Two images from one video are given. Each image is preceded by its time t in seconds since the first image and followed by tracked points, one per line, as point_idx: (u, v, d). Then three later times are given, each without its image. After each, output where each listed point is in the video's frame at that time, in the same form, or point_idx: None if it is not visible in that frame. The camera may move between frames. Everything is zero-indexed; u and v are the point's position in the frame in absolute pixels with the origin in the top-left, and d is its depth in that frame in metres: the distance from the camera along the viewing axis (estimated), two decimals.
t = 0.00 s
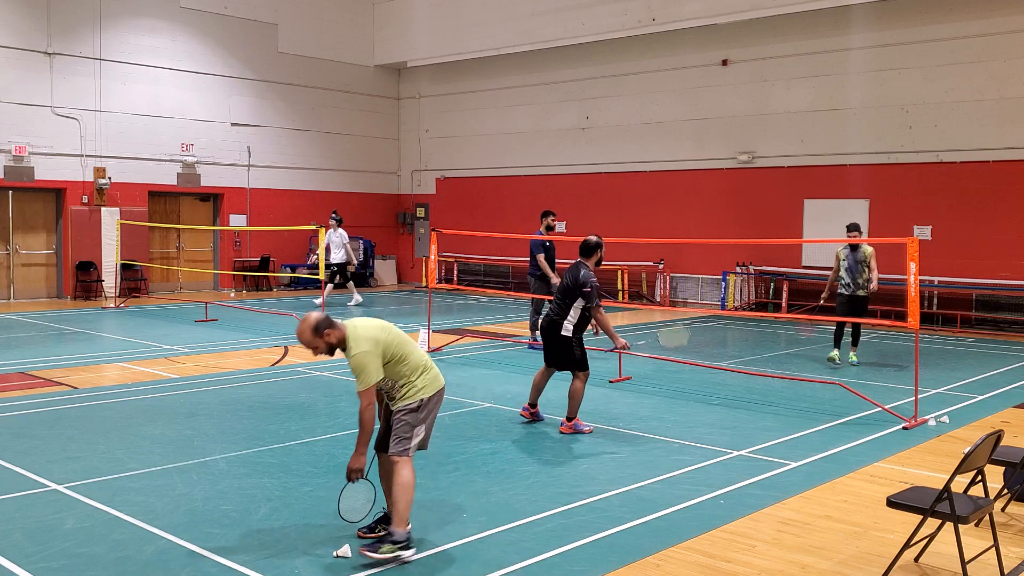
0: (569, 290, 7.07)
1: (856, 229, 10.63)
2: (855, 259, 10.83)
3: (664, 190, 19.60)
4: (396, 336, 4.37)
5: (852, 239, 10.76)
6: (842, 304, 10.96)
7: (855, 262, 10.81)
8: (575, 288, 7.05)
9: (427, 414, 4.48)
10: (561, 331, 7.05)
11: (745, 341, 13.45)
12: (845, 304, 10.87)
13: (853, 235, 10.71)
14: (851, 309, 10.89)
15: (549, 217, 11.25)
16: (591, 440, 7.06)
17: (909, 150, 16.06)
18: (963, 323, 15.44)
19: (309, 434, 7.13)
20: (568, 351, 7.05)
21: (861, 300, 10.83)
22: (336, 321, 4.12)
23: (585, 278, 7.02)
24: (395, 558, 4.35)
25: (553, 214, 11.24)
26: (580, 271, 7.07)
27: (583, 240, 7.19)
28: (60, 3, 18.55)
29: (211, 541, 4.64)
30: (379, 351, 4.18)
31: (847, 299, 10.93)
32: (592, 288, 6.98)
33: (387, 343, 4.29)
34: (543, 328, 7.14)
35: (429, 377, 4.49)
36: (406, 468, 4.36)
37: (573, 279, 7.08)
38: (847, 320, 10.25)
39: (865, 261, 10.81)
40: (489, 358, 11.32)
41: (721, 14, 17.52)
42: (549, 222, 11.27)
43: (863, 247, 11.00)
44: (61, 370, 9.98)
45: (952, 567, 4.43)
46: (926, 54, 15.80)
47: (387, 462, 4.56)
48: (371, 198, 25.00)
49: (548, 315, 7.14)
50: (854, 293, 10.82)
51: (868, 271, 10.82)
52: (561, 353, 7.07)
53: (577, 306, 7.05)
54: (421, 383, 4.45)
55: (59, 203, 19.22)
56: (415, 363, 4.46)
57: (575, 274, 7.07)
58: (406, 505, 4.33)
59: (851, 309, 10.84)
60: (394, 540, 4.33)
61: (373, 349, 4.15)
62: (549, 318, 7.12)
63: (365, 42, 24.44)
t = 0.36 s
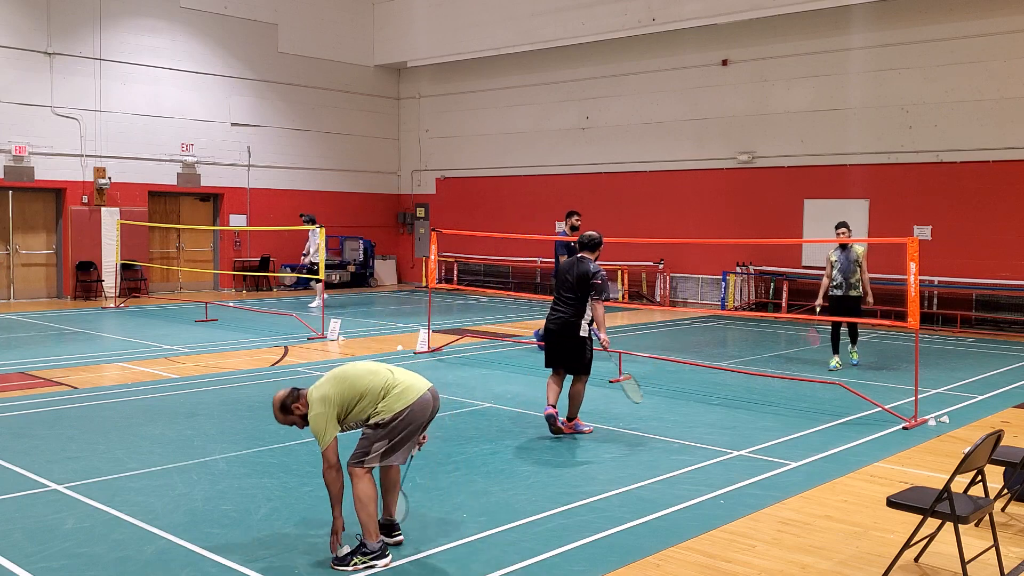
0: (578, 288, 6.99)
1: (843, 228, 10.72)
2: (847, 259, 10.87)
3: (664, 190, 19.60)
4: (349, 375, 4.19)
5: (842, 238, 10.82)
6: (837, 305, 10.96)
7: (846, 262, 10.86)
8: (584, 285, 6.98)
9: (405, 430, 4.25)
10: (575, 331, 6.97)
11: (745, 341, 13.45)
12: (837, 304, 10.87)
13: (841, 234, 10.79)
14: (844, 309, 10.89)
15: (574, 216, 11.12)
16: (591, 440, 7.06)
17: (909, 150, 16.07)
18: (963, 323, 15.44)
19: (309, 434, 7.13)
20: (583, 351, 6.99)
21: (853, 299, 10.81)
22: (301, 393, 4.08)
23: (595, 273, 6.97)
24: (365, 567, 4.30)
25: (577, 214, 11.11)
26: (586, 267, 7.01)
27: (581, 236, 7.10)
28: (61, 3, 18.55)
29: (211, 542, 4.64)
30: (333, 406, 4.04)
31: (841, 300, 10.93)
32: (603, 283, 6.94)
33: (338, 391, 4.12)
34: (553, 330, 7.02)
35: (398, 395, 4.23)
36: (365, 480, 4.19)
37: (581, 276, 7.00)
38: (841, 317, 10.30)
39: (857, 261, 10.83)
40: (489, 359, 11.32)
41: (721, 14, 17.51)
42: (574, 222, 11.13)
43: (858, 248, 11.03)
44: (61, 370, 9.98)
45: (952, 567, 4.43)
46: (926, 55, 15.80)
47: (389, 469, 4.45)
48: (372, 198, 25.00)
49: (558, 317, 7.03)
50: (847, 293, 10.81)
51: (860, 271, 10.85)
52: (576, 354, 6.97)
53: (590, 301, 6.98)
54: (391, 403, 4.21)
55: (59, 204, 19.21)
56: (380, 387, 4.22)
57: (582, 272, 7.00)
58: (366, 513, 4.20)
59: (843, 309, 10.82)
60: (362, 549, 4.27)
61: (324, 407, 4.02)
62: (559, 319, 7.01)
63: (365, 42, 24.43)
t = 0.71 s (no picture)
0: (584, 291, 6.85)
1: (843, 229, 10.62)
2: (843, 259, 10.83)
3: (664, 190, 19.60)
4: (353, 357, 4.26)
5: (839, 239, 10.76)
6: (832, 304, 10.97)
7: (842, 262, 10.82)
8: (590, 289, 6.88)
9: (397, 425, 4.23)
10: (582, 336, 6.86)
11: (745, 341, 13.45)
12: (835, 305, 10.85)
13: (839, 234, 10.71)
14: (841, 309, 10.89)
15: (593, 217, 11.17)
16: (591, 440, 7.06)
17: (909, 150, 16.07)
18: (963, 323, 15.44)
19: (309, 434, 7.13)
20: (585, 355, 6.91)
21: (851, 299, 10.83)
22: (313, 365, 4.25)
23: (597, 276, 6.94)
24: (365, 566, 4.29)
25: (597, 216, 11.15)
26: (588, 270, 6.90)
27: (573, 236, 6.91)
28: (61, 3, 18.55)
29: (211, 542, 4.64)
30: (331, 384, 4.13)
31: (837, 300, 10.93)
32: (605, 285, 6.98)
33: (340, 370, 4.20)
34: (560, 336, 6.78)
35: (394, 388, 4.23)
36: (360, 479, 4.20)
37: (586, 279, 6.87)
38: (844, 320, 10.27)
39: (853, 261, 10.82)
40: (489, 359, 11.32)
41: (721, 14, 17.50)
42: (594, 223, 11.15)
43: (852, 247, 11.01)
44: (61, 370, 9.97)
45: (952, 567, 4.43)
46: (926, 54, 15.80)
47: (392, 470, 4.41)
48: (372, 198, 25.01)
49: (564, 322, 6.79)
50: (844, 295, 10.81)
51: (856, 271, 10.85)
52: (581, 359, 6.87)
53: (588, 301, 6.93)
54: (386, 394, 4.21)
55: (59, 204, 19.21)
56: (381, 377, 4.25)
57: (587, 275, 6.87)
58: (362, 512, 4.22)
59: (840, 309, 10.82)
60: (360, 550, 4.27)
61: (325, 384, 4.12)
62: (567, 325, 6.79)
63: (365, 42, 24.44)
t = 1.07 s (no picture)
0: (573, 291, 6.85)
1: (842, 229, 10.61)
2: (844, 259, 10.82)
3: (664, 190, 19.60)
4: (375, 324, 4.50)
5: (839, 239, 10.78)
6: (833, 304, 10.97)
7: (843, 262, 10.81)
8: (578, 287, 6.89)
9: (376, 414, 4.37)
10: (576, 336, 6.84)
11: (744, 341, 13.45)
12: (834, 305, 10.86)
13: (839, 234, 10.74)
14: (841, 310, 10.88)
15: (614, 218, 11.16)
16: (591, 439, 7.06)
17: (909, 150, 16.07)
18: (963, 323, 15.43)
19: (309, 434, 7.13)
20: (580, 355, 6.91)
21: (850, 300, 10.80)
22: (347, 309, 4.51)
23: (583, 273, 6.95)
24: (363, 561, 4.28)
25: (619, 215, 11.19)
26: (574, 269, 6.90)
27: (553, 237, 6.90)
28: (61, 3, 18.55)
29: (211, 542, 4.64)
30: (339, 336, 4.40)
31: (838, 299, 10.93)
32: (593, 282, 7.00)
33: (356, 328, 4.47)
34: (554, 338, 6.76)
35: (385, 375, 4.40)
36: (361, 468, 4.31)
37: (573, 278, 6.87)
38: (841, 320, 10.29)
39: (853, 261, 10.78)
40: (488, 359, 11.32)
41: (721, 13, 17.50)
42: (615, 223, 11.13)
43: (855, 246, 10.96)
44: (61, 370, 9.98)
45: (951, 567, 4.43)
46: (926, 55, 15.80)
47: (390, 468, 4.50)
48: (372, 197, 25.02)
49: (556, 324, 6.78)
50: (842, 295, 10.81)
51: (857, 271, 10.79)
52: (579, 358, 6.85)
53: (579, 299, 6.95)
54: (378, 376, 4.40)
55: (59, 204, 19.21)
56: (383, 357, 4.44)
57: (573, 273, 6.87)
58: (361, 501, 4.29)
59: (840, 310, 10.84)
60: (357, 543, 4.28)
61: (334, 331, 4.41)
62: (559, 326, 6.78)
63: (365, 42, 24.43)
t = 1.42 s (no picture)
0: (551, 293, 6.58)
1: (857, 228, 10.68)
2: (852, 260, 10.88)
3: (664, 190, 19.60)
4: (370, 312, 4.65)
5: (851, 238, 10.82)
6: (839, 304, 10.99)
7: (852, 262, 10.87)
8: (558, 290, 6.59)
9: (345, 404, 4.52)
10: (555, 340, 6.54)
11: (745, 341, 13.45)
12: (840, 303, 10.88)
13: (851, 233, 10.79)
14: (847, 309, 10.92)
15: (640, 219, 11.08)
16: (590, 440, 7.07)
17: (909, 150, 16.07)
18: (963, 323, 15.42)
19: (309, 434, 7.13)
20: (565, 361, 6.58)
21: (857, 299, 10.82)
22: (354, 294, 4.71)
23: (565, 273, 6.62)
24: (347, 549, 4.36)
25: (645, 215, 11.20)
26: (555, 271, 6.62)
27: (535, 238, 6.70)
28: (61, 3, 18.55)
29: (211, 542, 4.64)
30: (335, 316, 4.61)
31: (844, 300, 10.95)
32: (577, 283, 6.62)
33: (352, 314, 4.66)
34: (532, 343, 6.56)
35: (355, 369, 4.53)
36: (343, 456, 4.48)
37: (552, 280, 6.60)
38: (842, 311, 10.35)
39: (861, 261, 10.82)
40: (488, 358, 11.33)
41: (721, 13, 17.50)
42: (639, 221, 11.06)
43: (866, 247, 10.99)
44: (61, 370, 9.98)
45: (951, 567, 4.43)
46: (926, 55, 15.79)
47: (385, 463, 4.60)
48: (372, 198, 25.02)
49: (534, 329, 6.57)
50: (848, 294, 10.85)
51: (865, 271, 10.82)
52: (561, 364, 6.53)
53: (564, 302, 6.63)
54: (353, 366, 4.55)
55: (59, 204, 19.22)
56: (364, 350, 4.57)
57: (553, 275, 6.60)
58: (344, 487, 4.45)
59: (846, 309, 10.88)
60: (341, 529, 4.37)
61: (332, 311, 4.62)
62: (538, 331, 6.56)
63: (365, 42, 24.44)
